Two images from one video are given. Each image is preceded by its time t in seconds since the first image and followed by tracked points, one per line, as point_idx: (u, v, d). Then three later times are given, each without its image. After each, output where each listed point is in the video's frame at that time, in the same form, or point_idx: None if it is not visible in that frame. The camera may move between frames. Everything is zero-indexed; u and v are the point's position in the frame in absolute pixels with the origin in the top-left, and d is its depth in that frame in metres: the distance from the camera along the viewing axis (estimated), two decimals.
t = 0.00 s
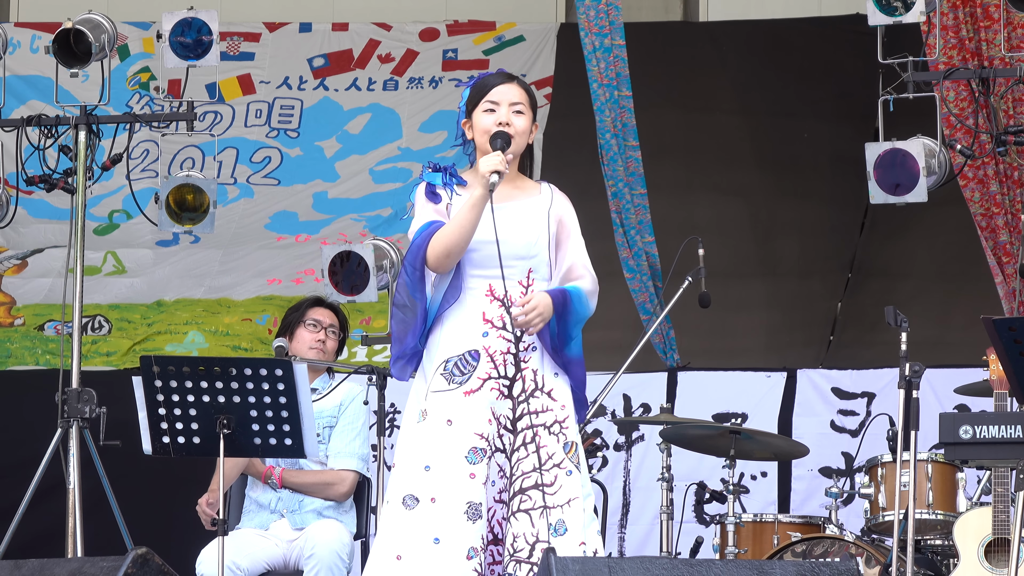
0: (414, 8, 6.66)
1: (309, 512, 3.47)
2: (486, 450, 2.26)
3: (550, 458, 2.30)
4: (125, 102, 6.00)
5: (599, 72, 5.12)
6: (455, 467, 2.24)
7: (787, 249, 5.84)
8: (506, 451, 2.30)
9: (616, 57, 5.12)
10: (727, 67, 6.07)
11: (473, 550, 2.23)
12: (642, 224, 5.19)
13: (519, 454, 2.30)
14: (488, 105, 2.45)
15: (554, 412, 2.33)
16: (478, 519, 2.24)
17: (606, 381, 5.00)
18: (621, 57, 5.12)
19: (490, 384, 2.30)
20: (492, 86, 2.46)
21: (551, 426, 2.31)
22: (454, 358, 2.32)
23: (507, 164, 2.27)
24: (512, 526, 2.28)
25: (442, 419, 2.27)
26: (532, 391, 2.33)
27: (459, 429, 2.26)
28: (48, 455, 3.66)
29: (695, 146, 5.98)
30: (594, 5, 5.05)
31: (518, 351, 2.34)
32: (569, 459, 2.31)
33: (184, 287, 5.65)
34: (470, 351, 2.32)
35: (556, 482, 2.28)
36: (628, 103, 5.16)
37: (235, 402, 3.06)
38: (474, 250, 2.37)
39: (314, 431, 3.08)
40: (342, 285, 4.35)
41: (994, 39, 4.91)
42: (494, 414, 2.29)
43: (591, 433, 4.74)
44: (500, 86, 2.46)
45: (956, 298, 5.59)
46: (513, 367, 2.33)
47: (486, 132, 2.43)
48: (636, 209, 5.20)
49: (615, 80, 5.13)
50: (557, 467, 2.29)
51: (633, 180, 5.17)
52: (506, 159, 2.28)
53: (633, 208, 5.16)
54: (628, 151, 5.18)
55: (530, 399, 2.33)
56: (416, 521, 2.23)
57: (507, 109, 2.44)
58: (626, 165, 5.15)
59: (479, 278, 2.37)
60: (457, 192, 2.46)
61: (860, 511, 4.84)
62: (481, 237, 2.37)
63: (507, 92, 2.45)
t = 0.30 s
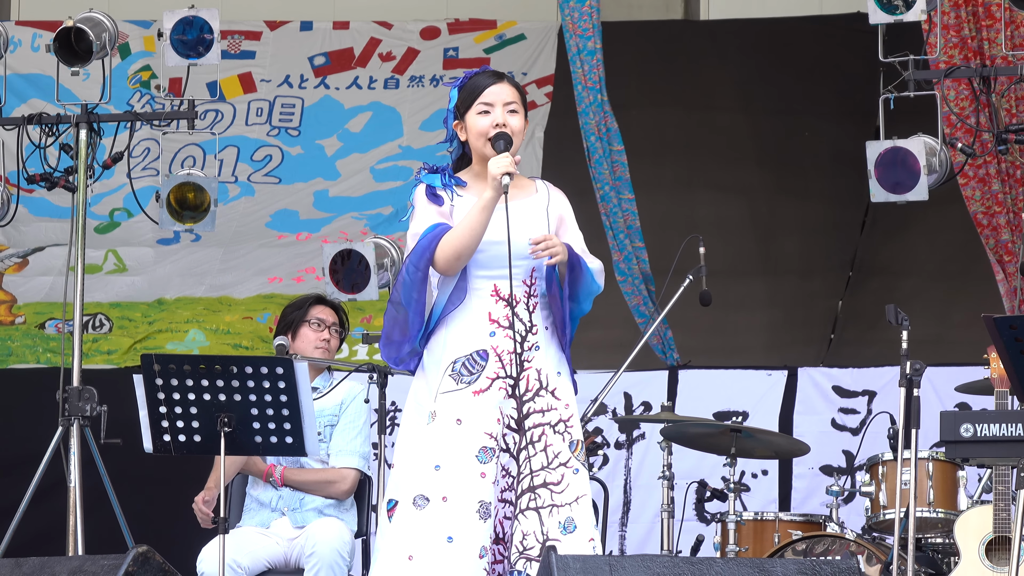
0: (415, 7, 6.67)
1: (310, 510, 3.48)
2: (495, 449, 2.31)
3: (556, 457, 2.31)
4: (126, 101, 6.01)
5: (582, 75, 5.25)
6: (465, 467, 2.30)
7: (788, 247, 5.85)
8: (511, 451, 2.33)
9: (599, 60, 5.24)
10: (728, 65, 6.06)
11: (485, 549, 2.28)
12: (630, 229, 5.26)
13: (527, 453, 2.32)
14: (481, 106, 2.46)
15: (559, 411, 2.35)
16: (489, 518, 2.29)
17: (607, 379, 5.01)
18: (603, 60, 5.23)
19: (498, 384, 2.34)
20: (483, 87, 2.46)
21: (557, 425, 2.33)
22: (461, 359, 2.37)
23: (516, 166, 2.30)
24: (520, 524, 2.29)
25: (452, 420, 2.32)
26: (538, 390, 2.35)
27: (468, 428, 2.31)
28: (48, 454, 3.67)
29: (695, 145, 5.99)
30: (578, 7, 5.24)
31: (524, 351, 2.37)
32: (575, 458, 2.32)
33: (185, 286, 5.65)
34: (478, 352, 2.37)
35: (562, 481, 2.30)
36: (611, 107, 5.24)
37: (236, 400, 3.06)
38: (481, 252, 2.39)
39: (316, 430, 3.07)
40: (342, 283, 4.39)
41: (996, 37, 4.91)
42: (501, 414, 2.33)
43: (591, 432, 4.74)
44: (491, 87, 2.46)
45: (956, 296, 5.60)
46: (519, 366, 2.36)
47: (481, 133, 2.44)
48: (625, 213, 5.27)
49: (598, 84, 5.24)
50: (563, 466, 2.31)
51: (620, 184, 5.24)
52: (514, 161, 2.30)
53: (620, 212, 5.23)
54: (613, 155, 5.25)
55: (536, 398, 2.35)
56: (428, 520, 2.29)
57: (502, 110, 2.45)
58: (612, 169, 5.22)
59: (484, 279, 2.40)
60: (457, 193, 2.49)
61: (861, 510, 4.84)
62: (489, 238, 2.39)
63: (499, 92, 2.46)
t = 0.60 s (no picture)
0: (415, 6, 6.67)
1: (310, 508, 3.48)
2: (504, 448, 2.32)
3: (564, 455, 2.32)
4: (127, 100, 6.02)
5: (576, 75, 5.19)
6: (477, 468, 2.30)
7: (789, 246, 5.85)
8: (517, 450, 2.33)
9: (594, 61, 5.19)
10: (728, 64, 6.07)
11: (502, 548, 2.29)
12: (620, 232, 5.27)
13: (536, 452, 2.33)
14: (481, 108, 2.47)
15: (564, 410, 2.36)
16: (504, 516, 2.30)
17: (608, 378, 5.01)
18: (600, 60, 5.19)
19: (505, 383, 2.35)
20: (482, 89, 2.47)
21: (563, 423, 2.34)
22: (468, 360, 2.37)
23: (520, 168, 2.31)
24: (533, 524, 2.29)
25: (461, 420, 2.33)
26: (543, 388, 2.36)
27: (479, 429, 2.32)
28: (49, 452, 3.66)
29: (695, 144, 5.99)
30: (573, 7, 5.14)
31: (528, 350, 2.38)
32: (582, 455, 2.34)
33: (186, 285, 5.65)
34: (485, 351, 2.37)
35: (572, 479, 2.31)
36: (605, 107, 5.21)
37: (237, 399, 3.06)
38: (485, 252, 2.40)
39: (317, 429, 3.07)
40: (343, 281, 4.39)
41: (997, 37, 4.91)
42: (509, 412, 2.33)
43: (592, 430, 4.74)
44: (491, 89, 2.46)
45: (957, 295, 5.60)
46: (524, 365, 2.37)
47: (482, 136, 2.45)
48: (616, 216, 5.27)
49: (592, 84, 5.19)
50: (571, 464, 2.31)
51: (611, 187, 5.23)
52: (519, 162, 2.31)
53: (612, 215, 5.26)
54: (605, 157, 5.22)
55: (542, 396, 2.35)
56: (444, 522, 2.30)
57: (502, 112, 2.45)
58: (604, 171, 5.21)
59: (487, 279, 2.41)
60: (458, 194, 2.49)
61: (861, 508, 4.84)
62: (493, 239, 2.40)
63: (499, 94, 2.46)
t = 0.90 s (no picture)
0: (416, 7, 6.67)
1: (310, 511, 3.48)
2: (505, 449, 2.32)
3: (565, 455, 2.32)
4: (127, 102, 6.02)
5: (587, 76, 5.17)
6: (476, 468, 2.30)
7: (790, 247, 5.85)
8: (518, 451, 2.33)
9: (604, 62, 5.20)
10: (728, 66, 6.06)
11: (504, 548, 2.28)
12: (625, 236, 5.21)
13: (537, 452, 2.32)
14: (478, 109, 2.46)
15: (565, 410, 2.35)
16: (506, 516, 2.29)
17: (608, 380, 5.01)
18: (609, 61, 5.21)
19: (505, 383, 2.34)
20: (479, 90, 2.47)
21: (564, 423, 2.33)
22: (468, 360, 2.37)
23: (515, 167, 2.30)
24: (533, 525, 2.29)
25: (462, 421, 2.33)
26: (544, 389, 2.35)
27: (479, 429, 2.32)
28: (49, 455, 3.66)
29: (696, 145, 5.99)
30: (584, 7, 5.16)
31: (529, 351, 2.37)
32: (583, 456, 2.33)
33: (186, 286, 5.65)
34: (484, 352, 2.37)
35: (573, 479, 2.30)
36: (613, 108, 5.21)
37: (237, 401, 3.05)
38: (482, 252, 2.40)
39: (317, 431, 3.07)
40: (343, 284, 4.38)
41: (996, 39, 4.90)
42: (509, 413, 2.33)
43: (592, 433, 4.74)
44: (489, 89, 2.46)
45: (958, 296, 5.60)
46: (524, 365, 2.36)
47: (480, 137, 2.44)
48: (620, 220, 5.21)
49: (601, 86, 5.19)
50: (572, 464, 2.31)
51: (615, 190, 5.21)
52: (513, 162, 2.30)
53: (616, 218, 5.18)
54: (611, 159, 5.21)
55: (542, 397, 2.34)
56: (445, 523, 2.30)
57: (499, 113, 2.44)
58: (609, 173, 5.19)
59: (486, 278, 2.41)
60: (457, 194, 2.49)
61: (862, 511, 4.85)
62: (489, 239, 2.39)
63: (496, 94, 2.46)
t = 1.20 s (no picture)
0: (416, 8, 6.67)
1: (311, 511, 3.48)
2: (501, 447, 2.32)
3: (564, 454, 2.31)
4: (128, 102, 6.02)
5: (600, 75, 5.18)
6: (471, 467, 2.31)
7: (790, 247, 5.85)
8: (516, 450, 2.32)
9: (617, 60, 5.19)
10: (728, 66, 6.07)
11: (497, 546, 2.29)
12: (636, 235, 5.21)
13: (536, 451, 2.31)
14: (484, 107, 2.46)
15: (566, 408, 2.34)
16: (499, 515, 2.30)
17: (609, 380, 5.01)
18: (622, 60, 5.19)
19: (502, 382, 2.33)
20: (486, 90, 2.46)
21: (564, 422, 2.32)
22: (464, 359, 2.38)
23: (509, 172, 2.29)
24: (532, 523, 2.29)
25: (457, 420, 2.34)
26: (543, 388, 2.34)
27: (474, 429, 2.32)
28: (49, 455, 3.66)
29: (696, 145, 5.99)
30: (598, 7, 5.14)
31: (527, 349, 2.36)
32: (582, 454, 2.33)
33: (186, 286, 5.65)
34: (481, 351, 2.37)
35: (572, 478, 2.30)
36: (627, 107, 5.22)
37: (237, 401, 3.05)
38: (476, 253, 2.40)
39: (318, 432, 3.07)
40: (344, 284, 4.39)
41: (995, 40, 4.91)
42: (505, 412, 2.32)
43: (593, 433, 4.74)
44: (495, 89, 2.46)
45: (958, 296, 5.60)
46: (523, 364, 2.35)
47: (484, 137, 2.44)
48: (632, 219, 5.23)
49: (615, 84, 5.19)
50: (571, 463, 2.31)
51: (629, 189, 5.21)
52: (509, 168, 2.29)
53: (627, 218, 5.19)
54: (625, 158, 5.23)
55: (541, 395, 2.33)
56: (437, 521, 2.30)
57: (504, 113, 2.44)
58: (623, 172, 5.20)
59: (483, 278, 2.41)
60: (458, 193, 2.49)
61: (862, 511, 4.85)
62: (484, 239, 2.39)
63: (502, 94, 2.45)
